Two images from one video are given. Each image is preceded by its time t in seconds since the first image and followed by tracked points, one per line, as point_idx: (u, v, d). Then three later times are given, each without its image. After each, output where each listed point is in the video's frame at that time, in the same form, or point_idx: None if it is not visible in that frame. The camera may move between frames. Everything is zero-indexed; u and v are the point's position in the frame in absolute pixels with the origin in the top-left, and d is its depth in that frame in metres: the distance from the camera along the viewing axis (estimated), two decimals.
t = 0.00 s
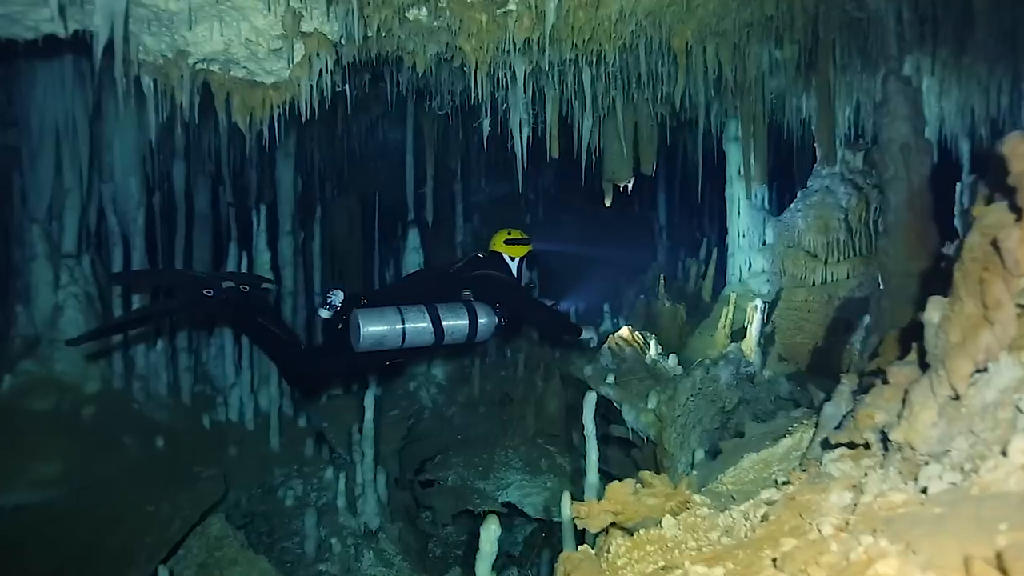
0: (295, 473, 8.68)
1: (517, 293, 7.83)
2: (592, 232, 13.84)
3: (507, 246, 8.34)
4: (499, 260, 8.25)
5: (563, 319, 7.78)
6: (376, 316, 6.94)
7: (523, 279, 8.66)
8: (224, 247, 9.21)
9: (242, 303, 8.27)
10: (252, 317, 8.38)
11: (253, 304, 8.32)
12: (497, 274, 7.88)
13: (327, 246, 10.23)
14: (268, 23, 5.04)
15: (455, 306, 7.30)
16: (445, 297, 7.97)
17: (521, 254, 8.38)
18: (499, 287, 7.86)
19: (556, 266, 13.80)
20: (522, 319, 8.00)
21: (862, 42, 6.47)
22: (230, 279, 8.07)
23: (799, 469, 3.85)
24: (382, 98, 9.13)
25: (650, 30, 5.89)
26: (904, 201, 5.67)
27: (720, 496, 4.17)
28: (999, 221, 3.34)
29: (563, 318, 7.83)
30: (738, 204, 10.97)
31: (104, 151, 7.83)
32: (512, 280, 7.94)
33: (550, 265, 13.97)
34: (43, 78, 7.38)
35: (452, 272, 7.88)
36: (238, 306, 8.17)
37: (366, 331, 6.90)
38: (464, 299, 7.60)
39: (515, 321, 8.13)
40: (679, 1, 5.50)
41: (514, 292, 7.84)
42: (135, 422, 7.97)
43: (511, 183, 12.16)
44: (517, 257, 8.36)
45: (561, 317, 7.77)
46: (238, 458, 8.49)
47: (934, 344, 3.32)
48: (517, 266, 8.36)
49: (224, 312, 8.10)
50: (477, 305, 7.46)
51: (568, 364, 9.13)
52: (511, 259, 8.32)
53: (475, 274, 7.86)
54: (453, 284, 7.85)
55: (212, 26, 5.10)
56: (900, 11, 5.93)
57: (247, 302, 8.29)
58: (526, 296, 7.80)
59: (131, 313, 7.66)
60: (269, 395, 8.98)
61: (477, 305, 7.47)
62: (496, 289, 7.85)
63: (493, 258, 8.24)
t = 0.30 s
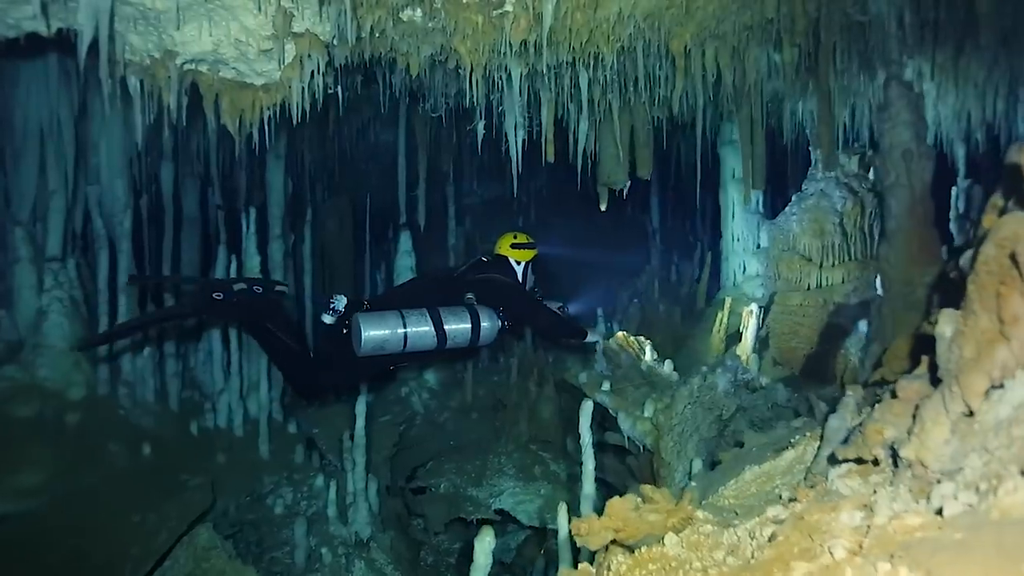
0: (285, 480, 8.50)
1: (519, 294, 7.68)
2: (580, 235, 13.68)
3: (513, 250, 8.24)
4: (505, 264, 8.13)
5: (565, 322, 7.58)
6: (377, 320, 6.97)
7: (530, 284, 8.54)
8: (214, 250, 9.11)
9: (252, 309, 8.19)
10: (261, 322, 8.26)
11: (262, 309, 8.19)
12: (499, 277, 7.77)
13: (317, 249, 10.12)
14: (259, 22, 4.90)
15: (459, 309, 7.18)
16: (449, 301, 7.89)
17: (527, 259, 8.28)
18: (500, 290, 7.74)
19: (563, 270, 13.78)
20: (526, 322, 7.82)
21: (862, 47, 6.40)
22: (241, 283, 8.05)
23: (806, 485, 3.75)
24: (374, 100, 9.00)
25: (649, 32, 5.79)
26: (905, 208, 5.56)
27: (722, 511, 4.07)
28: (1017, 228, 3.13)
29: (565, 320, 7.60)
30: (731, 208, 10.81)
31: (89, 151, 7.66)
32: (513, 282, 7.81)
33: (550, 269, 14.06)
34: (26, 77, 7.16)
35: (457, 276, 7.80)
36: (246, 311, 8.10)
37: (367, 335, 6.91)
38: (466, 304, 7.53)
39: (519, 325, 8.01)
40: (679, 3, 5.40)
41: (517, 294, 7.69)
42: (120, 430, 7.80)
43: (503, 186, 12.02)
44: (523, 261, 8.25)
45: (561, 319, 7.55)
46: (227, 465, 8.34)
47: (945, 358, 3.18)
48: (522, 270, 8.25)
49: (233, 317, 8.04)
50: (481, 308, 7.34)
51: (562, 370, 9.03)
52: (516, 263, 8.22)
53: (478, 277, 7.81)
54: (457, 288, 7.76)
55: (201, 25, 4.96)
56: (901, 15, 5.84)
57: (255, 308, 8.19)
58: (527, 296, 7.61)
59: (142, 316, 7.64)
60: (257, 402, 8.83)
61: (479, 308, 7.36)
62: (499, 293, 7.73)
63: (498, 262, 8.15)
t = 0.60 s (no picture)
0: (271, 488, 8.40)
1: (519, 298, 7.56)
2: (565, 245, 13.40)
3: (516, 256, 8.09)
4: (506, 269, 8.02)
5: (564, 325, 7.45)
6: (374, 324, 6.74)
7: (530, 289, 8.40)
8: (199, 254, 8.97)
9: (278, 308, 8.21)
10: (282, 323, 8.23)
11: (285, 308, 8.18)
12: (500, 283, 7.65)
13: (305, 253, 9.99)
14: (246, 22, 4.78)
15: (456, 314, 7.01)
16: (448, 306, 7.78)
17: (529, 265, 8.14)
18: (500, 295, 7.61)
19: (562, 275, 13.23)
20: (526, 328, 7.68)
21: (857, 53, 6.34)
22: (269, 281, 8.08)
23: (808, 500, 3.67)
24: (364, 102, 8.89)
25: (644, 36, 5.71)
26: (902, 216, 5.52)
27: (721, 525, 3.99)
28: None
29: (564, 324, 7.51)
30: (723, 213, 10.79)
31: (72, 152, 7.47)
32: (514, 287, 7.70)
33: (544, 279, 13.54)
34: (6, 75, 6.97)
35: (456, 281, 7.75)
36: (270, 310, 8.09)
37: (364, 339, 6.68)
38: (465, 307, 7.39)
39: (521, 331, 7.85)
40: (675, 6, 5.33)
41: (517, 299, 7.57)
42: (101, 436, 7.57)
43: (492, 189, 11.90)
44: (526, 267, 8.11)
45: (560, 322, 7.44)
46: (212, 472, 8.20)
47: (952, 374, 3.10)
48: (524, 276, 8.11)
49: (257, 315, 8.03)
50: (478, 313, 7.15)
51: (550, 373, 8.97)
52: (519, 269, 8.06)
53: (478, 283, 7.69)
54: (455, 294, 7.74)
55: (186, 25, 4.84)
56: (899, 20, 5.78)
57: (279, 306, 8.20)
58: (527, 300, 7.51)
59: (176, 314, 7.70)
60: (243, 407, 8.66)
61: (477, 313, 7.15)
62: (500, 298, 7.59)
63: (498, 267, 8.08)
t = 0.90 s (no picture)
0: (254, 496, 8.23)
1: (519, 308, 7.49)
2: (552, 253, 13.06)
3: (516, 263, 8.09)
4: (504, 276, 7.93)
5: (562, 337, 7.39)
6: (368, 328, 6.71)
7: (529, 296, 8.39)
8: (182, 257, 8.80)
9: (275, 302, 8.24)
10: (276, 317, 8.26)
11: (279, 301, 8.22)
12: (498, 291, 7.56)
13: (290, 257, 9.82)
14: (231, 22, 4.66)
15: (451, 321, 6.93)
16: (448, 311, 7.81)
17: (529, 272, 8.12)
18: (499, 305, 7.55)
19: (561, 282, 12.95)
20: (524, 338, 7.61)
21: (850, 59, 6.30)
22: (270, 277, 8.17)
23: (806, 513, 3.60)
24: (351, 104, 8.77)
25: (636, 40, 5.64)
26: (896, 224, 5.48)
27: (716, 539, 3.92)
28: None
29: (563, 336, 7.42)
30: (712, 217, 10.77)
31: (51, 152, 7.26)
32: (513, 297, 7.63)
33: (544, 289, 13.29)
34: None
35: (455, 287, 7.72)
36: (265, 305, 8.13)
37: (357, 343, 6.65)
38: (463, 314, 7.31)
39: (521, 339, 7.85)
40: (668, 10, 5.26)
41: (516, 308, 7.50)
42: (79, 444, 7.45)
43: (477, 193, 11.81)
44: (526, 275, 8.10)
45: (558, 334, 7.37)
46: (193, 480, 8.03)
47: (955, 387, 3.02)
48: (524, 284, 8.08)
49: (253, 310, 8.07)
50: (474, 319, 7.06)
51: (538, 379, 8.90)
52: (519, 276, 8.04)
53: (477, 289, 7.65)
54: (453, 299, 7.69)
55: (169, 24, 4.71)
56: (892, 26, 5.75)
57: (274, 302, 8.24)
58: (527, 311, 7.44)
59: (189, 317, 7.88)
60: (225, 413, 8.50)
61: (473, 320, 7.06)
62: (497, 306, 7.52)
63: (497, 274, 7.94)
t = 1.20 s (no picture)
0: (233, 504, 8.08)
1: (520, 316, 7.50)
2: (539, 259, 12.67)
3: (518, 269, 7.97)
4: (506, 282, 7.92)
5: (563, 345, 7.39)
6: (369, 333, 6.71)
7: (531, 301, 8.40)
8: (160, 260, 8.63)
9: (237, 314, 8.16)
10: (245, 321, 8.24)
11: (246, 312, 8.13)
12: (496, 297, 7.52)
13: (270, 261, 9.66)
14: (213, 20, 4.54)
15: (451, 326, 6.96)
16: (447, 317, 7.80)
17: (531, 277, 8.06)
18: (499, 311, 7.52)
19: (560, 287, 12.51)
20: (521, 343, 7.63)
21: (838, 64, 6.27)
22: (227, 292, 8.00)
23: (800, 527, 3.55)
24: (334, 105, 8.65)
25: (625, 44, 5.58)
26: (884, 230, 5.45)
27: (705, 551, 3.87)
28: None
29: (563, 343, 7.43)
30: (696, 222, 10.74)
31: (25, 153, 7.02)
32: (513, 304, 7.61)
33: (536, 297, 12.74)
34: None
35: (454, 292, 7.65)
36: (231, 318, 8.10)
37: (356, 348, 6.66)
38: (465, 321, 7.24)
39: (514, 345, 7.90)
40: (657, 13, 5.21)
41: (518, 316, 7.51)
42: (50, 450, 7.22)
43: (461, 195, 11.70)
44: (528, 280, 8.03)
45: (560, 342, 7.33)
46: (170, 488, 7.85)
47: (954, 400, 2.97)
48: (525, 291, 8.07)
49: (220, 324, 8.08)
50: (475, 327, 7.05)
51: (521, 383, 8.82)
52: (522, 282, 8.00)
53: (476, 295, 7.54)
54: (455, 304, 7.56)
55: (148, 21, 4.57)
56: (881, 32, 5.72)
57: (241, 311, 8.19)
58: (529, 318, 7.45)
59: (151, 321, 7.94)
60: (204, 419, 8.34)
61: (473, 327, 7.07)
62: (497, 312, 7.48)
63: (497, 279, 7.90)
